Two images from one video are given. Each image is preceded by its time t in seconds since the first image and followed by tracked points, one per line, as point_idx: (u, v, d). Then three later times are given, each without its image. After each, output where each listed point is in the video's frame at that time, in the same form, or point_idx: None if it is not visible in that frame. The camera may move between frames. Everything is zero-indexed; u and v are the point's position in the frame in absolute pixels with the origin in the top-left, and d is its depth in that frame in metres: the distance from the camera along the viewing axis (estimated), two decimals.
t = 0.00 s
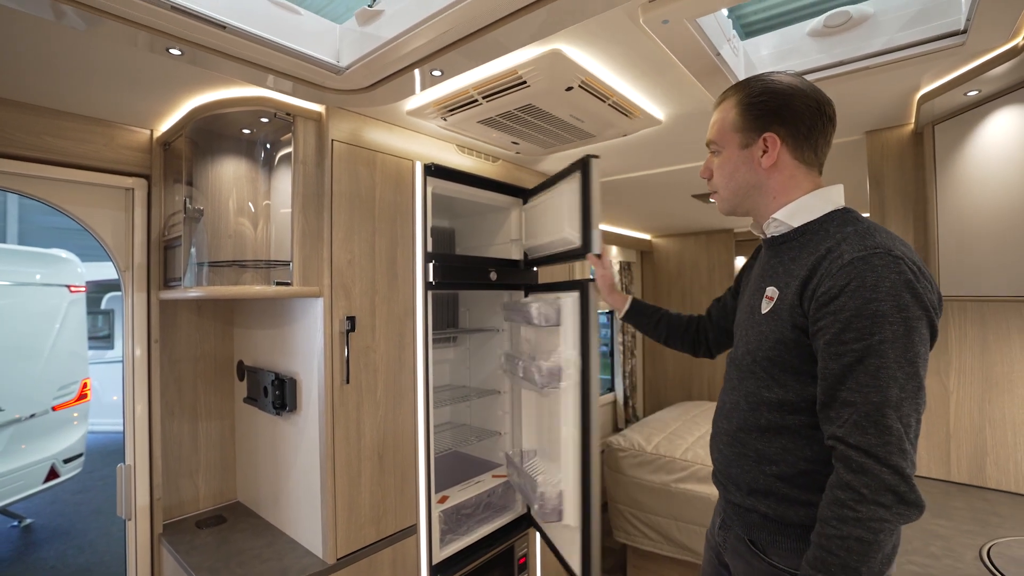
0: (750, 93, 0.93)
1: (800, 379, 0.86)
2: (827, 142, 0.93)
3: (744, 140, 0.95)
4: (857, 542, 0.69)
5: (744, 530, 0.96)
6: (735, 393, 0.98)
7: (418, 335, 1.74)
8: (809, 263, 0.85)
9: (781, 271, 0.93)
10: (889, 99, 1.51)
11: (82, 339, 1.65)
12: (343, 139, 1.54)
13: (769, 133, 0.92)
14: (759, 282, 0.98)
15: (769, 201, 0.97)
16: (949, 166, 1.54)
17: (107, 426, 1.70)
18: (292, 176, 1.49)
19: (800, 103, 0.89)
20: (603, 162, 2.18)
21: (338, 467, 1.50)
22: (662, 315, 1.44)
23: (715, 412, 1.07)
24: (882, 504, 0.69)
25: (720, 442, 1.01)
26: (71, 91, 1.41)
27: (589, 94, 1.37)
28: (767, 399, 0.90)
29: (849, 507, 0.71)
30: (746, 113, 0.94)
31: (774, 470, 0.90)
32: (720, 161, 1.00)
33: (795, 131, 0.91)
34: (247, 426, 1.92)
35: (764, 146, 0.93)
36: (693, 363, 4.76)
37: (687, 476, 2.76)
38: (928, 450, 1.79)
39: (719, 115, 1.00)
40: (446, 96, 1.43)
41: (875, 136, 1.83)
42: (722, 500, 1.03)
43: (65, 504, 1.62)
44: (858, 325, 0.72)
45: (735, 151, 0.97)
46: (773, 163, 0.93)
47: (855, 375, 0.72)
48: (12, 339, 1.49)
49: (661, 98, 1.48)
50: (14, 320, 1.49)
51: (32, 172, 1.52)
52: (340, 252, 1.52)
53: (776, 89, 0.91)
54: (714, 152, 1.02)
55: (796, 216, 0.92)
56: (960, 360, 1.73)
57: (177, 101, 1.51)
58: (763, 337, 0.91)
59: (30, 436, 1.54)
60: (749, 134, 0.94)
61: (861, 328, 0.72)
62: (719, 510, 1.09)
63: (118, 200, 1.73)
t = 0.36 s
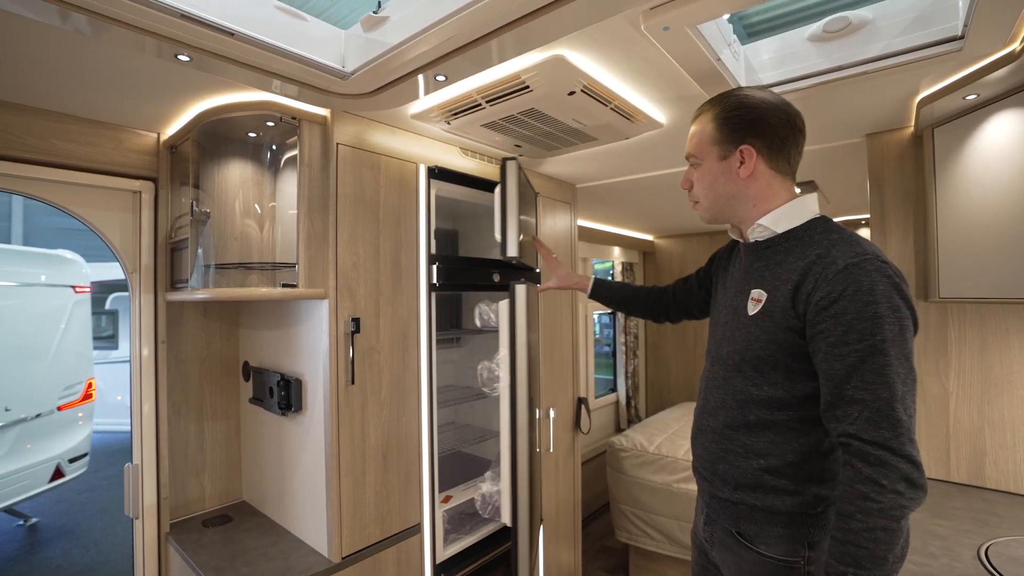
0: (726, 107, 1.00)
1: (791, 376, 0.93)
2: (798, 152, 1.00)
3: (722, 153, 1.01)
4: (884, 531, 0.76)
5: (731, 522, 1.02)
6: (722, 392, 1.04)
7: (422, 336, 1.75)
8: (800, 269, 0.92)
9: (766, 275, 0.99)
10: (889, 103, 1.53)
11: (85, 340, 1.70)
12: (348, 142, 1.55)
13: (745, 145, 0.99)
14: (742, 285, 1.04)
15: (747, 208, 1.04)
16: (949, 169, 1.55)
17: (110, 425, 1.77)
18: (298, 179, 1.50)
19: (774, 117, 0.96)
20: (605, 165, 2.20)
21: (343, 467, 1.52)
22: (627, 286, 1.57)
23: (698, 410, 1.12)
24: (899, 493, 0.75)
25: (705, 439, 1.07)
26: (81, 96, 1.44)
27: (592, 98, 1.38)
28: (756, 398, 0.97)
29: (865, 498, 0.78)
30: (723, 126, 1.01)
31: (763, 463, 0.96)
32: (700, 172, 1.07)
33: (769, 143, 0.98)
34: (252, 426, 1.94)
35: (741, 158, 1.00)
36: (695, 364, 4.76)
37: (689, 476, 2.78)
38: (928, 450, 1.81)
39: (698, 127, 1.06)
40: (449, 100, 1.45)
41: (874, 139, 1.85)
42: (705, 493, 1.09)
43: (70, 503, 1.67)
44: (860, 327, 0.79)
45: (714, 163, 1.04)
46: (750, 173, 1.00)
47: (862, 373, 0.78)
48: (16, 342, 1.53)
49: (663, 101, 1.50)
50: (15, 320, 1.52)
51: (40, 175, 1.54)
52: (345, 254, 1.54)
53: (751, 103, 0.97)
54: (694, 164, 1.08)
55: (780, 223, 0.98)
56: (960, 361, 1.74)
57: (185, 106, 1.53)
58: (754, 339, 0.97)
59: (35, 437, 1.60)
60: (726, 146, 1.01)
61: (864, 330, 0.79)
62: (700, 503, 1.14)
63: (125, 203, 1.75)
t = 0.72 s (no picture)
0: (683, 128, 1.09)
1: (757, 371, 1.02)
2: (749, 164, 1.11)
3: (682, 170, 1.10)
4: (842, 505, 0.85)
5: (713, 509, 1.08)
6: (697, 390, 1.11)
7: (423, 337, 1.77)
8: (760, 274, 1.01)
9: (731, 279, 1.08)
10: (888, 105, 1.53)
11: (86, 340, 1.67)
12: (349, 144, 1.56)
13: (703, 161, 1.08)
14: (709, 289, 1.12)
15: (710, 218, 1.12)
16: (948, 171, 1.56)
17: (113, 426, 1.72)
18: (299, 181, 1.50)
19: (727, 134, 1.07)
20: (605, 166, 2.20)
21: (344, 468, 1.52)
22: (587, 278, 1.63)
23: (675, 407, 1.19)
24: (855, 470, 0.85)
25: (684, 435, 1.14)
26: (83, 98, 1.44)
27: (593, 100, 1.39)
28: (729, 394, 1.05)
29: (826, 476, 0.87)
30: (682, 145, 1.10)
31: (738, 453, 1.04)
32: (663, 189, 1.15)
33: (724, 158, 1.08)
34: (253, 427, 1.95)
35: (700, 172, 1.08)
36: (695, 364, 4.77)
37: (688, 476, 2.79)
38: (928, 451, 1.81)
39: (658, 147, 1.15)
40: (450, 102, 1.46)
41: (874, 141, 1.85)
42: (686, 485, 1.16)
43: (71, 503, 1.65)
44: (815, 324, 0.90)
45: (676, 179, 1.12)
46: (709, 186, 1.09)
47: (818, 365, 0.89)
48: (16, 341, 1.51)
49: (664, 103, 1.50)
50: (14, 320, 1.51)
51: (41, 177, 1.54)
52: (346, 256, 1.55)
53: (704, 124, 1.07)
54: (656, 181, 1.17)
55: (741, 231, 1.07)
56: (959, 363, 1.75)
57: (186, 108, 1.54)
58: (723, 339, 1.06)
59: (35, 437, 1.57)
60: (686, 163, 1.10)
61: (818, 326, 0.89)
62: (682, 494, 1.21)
63: (126, 204, 1.75)
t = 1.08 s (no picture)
0: (648, 150, 1.14)
1: (737, 370, 1.06)
2: (716, 173, 1.15)
3: (652, 188, 1.14)
4: (806, 491, 0.91)
5: (704, 502, 1.11)
6: (684, 391, 1.14)
7: (421, 338, 1.77)
8: (738, 278, 1.05)
9: (712, 284, 1.11)
10: (885, 105, 1.53)
11: (83, 341, 1.68)
12: (345, 145, 1.56)
13: (671, 177, 1.12)
14: (693, 294, 1.15)
15: (686, 229, 1.16)
16: (944, 172, 1.56)
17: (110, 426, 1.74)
18: (296, 181, 1.50)
19: (689, 149, 1.11)
20: (603, 167, 2.20)
21: (341, 470, 1.52)
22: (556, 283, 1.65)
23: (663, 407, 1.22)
24: (819, 458, 0.91)
25: (673, 434, 1.17)
26: (77, 98, 1.43)
27: (589, 101, 1.39)
28: (714, 393, 1.08)
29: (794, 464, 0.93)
30: (649, 165, 1.14)
31: (726, 449, 1.07)
32: (640, 209, 1.19)
33: (690, 171, 1.12)
34: (250, 428, 1.94)
35: (670, 188, 1.12)
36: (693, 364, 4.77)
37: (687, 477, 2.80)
38: (924, 452, 1.81)
39: (628, 171, 1.19)
40: (446, 103, 1.46)
41: (871, 142, 1.85)
42: (676, 480, 1.18)
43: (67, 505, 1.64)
44: (788, 324, 0.95)
45: (649, 198, 1.16)
46: (680, 200, 1.13)
47: (788, 362, 0.95)
48: (17, 341, 1.51)
49: (661, 104, 1.50)
50: (14, 321, 1.51)
51: (36, 177, 1.53)
52: (342, 257, 1.55)
53: (666, 143, 1.12)
54: (632, 202, 1.21)
55: (717, 238, 1.11)
56: (955, 364, 1.75)
57: (181, 109, 1.53)
58: (707, 341, 1.09)
59: (33, 437, 1.57)
60: (655, 181, 1.14)
61: (790, 325, 0.95)
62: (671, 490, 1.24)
63: (122, 205, 1.74)
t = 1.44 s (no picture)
0: (651, 156, 1.16)
1: (743, 364, 1.08)
2: (717, 178, 1.17)
3: (655, 194, 1.16)
4: (824, 476, 0.91)
5: (716, 495, 1.12)
6: (691, 387, 1.16)
7: (417, 338, 1.76)
8: (738, 274, 1.07)
9: (712, 282, 1.13)
10: (882, 105, 1.53)
11: (78, 341, 1.66)
12: (340, 144, 1.55)
13: (673, 183, 1.14)
14: (694, 293, 1.17)
15: (687, 233, 1.18)
16: (941, 172, 1.56)
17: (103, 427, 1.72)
18: (290, 181, 1.49)
19: (690, 156, 1.13)
20: (600, 166, 2.20)
21: (335, 471, 1.51)
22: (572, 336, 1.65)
23: (670, 405, 1.24)
24: (834, 443, 0.91)
25: (683, 430, 1.18)
26: (71, 97, 1.43)
27: (585, 100, 1.39)
28: (721, 387, 1.10)
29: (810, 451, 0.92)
30: (652, 171, 1.16)
31: (736, 441, 1.09)
32: (643, 213, 1.21)
33: (691, 177, 1.14)
34: (245, 429, 1.93)
35: (672, 194, 1.14)
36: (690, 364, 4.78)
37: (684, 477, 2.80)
38: (921, 452, 1.81)
39: (631, 176, 1.21)
40: (442, 102, 1.45)
41: (868, 142, 1.86)
42: (688, 475, 1.20)
43: (61, 506, 1.63)
44: (790, 315, 0.97)
45: (652, 203, 1.18)
46: (682, 205, 1.15)
47: (795, 351, 0.95)
48: (10, 340, 1.49)
49: (657, 104, 1.50)
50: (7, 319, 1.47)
51: (29, 176, 1.52)
52: (337, 257, 1.54)
53: (668, 150, 1.14)
54: (636, 206, 1.23)
55: (718, 239, 1.12)
56: (952, 364, 1.75)
57: (175, 108, 1.53)
58: (711, 337, 1.11)
59: (28, 438, 1.55)
60: (658, 187, 1.16)
61: (793, 317, 0.96)
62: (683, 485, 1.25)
63: (116, 204, 1.73)
